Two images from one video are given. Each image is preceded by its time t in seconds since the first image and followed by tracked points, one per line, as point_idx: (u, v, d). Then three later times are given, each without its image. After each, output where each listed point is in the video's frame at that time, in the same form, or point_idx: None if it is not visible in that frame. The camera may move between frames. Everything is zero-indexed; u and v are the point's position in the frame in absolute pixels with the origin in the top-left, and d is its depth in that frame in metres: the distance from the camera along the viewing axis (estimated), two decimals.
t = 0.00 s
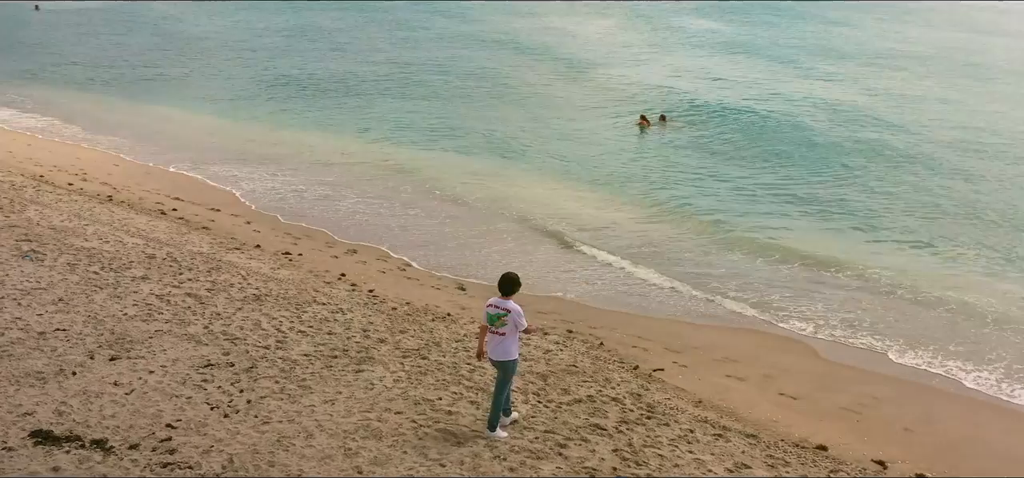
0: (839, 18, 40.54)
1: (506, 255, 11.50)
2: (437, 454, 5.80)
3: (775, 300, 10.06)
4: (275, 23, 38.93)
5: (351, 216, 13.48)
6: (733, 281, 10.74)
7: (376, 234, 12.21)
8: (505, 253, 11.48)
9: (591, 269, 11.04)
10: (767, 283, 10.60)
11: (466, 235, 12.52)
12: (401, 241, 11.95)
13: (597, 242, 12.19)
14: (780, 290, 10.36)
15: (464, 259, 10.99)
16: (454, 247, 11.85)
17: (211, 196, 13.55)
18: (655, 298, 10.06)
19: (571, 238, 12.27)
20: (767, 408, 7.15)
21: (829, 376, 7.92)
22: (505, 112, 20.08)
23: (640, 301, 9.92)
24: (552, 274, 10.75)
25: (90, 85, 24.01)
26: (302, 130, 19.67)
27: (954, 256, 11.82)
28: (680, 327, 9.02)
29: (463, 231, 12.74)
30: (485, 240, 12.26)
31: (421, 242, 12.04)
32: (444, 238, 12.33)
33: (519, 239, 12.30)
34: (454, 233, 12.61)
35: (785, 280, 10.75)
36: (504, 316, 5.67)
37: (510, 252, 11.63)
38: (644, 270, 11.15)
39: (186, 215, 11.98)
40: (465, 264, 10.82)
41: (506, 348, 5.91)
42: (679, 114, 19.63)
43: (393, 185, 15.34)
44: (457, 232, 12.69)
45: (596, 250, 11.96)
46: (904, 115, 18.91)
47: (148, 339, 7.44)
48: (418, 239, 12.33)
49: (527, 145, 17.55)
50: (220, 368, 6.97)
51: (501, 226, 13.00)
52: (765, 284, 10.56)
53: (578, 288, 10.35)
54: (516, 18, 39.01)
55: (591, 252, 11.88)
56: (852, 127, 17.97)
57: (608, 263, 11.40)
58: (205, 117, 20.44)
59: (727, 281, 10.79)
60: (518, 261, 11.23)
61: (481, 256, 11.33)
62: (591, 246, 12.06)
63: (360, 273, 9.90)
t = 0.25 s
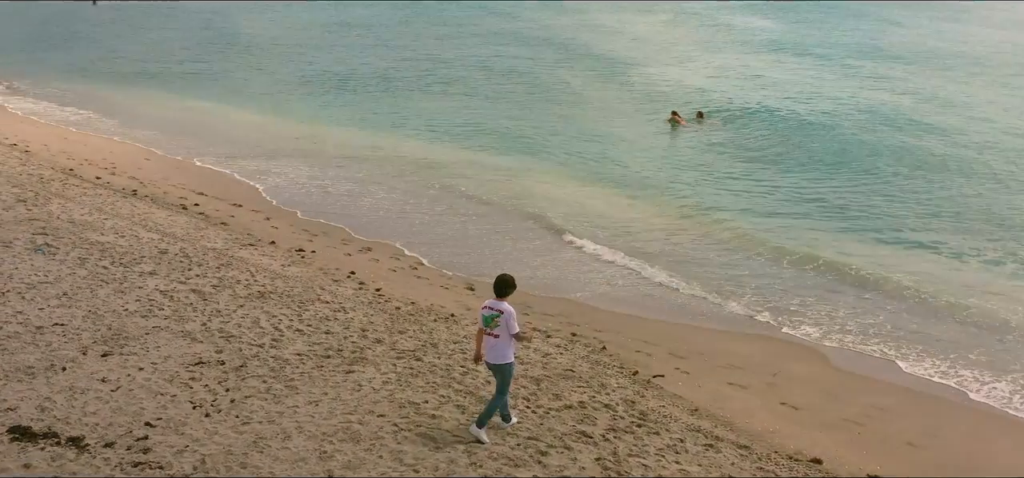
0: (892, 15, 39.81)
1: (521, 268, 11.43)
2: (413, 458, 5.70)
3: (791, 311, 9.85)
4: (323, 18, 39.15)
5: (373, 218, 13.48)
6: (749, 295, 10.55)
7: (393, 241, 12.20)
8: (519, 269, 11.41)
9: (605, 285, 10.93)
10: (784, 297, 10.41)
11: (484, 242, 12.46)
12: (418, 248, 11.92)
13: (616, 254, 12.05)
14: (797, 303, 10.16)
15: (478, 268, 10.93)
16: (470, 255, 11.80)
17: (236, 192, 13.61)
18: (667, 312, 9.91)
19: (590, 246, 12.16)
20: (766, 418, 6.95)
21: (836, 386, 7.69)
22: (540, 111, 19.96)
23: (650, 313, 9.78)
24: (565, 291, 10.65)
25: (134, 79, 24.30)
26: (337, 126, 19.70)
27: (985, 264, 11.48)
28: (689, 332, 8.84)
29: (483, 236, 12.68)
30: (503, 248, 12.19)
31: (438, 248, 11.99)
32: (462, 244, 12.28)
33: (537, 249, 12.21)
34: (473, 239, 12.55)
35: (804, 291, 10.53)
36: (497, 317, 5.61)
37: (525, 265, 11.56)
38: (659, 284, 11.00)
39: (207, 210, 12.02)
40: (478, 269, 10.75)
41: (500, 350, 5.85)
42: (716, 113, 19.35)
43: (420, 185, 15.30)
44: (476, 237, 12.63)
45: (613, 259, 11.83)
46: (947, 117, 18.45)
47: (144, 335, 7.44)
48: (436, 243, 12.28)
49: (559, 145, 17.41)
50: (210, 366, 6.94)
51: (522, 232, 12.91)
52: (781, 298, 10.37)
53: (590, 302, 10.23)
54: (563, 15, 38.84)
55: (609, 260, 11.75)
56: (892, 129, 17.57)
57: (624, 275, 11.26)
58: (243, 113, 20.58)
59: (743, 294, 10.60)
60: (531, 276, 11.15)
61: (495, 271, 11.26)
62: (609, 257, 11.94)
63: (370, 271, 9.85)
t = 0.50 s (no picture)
0: (958, 11, 38.80)
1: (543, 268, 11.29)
2: (384, 464, 5.61)
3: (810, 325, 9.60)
4: (379, 14, 39.31)
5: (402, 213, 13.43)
6: (771, 303, 10.30)
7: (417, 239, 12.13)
8: (541, 268, 11.27)
9: (627, 286, 10.75)
10: (806, 308, 10.13)
11: (510, 241, 12.34)
12: (440, 247, 11.84)
13: (641, 256, 11.86)
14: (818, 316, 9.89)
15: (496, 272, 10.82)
16: (493, 254, 11.69)
17: (266, 187, 13.66)
18: (684, 316, 9.71)
19: (615, 252, 11.98)
20: (764, 429, 6.73)
21: (844, 397, 7.44)
22: (582, 110, 19.77)
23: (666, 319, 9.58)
24: (584, 292, 10.49)
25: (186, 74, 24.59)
26: (379, 123, 19.73)
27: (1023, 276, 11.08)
28: (700, 338, 8.64)
29: (509, 235, 12.56)
30: (528, 248, 12.06)
31: (462, 246, 11.90)
32: (486, 243, 12.18)
33: (562, 249, 12.06)
34: (498, 238, 12.44)
35: (827, 304, 10.25)
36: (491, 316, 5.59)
37: (548, 264, 11.41)
38: (682, 286, 10.78)
39: (233, 204, 12.07)
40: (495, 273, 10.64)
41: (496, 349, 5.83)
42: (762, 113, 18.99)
43: (453, 183, 15.23)
44: (502, 237, 12.51)
45: (638, 261, 11.63)
46: (1000, 121, 17.90)
47: (141, 331, 7.45)
48: (460, 240, 12.19)
49: (597, 145, 17.22)
50: (201, 363, 6.91)
51: (549, 232, 12.77)
52: (804, 309, 10.10)
53: (607, 304, 10.07)
54: (619, 13, 38.52)
55: (633, 264, 11.56)
56: (941, 132, 17.09)
57: (647, 277, 11.07)
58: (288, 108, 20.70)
59: (766, 302, 10.35)
60: (552, 276, 11.01)
61: (515, 271, 11.14)
62: (634, 259, 11.74)
63: (383, 268, 9.78)
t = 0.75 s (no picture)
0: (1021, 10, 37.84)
1: (563, 267, 11.17)
2: (360, 466, 5.55)
3: (829, 333, 9.37)
4: (431, 11, 39.40)
5: (429, 209, 13.38)
6: (793, 308, 10.08)
7: (440, 235, 12.08)
8: (562, 267, 11.15)
9: (647, 287, 10.58)
10: (827, 315, 9.90)
11: (534, 239, 12.23)
12: (463, 243, 11.77)
13: (666, 259, 11.69)
14: (840, 324, 9.66)
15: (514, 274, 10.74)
16: (514, 252, 11.59)
17: (295, 184, 13.71)
18: (700, 318, 9.52)
19: (639, 254, 11.83)
20: (760, 439, 6.56)
21: (850, 407, 7.24)
22: (623, 109, 19.60)
23: (682, 319, 9.41)
24: (602, 290, 10.35)
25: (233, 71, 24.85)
26: (418, 121, 19.74)
27: None
28: (711, 343, 8.46)
29: (534, 235, 12.45)
30: (551, 247, 11.94)
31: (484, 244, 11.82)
32: (509, 241, 12.08)
33: (586, 249, 11.92)
34: (522, 236, 12.34)
35: (850, 312, 10.01)
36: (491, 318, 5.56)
37: (569, 263, 11.28)
38: (703, 288, 10.59)
39: (258, 200, 12.14)
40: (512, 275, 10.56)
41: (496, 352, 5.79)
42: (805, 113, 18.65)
43: (485, 182, 15.18)
44: (526, 236, 12.41)
45: (661, 264, 11.47)
46: None
47: (142, 326, 7.48)
48: (484, 238, 12.11)
49: (634, 145, 17.06)
50: (195, 359, 6.92)
51: (574, 232, 12.65)
52: (825, 316, 9.87)
53: (624, 303, 9.92)
54: (671, 11, 38.18)
55: (656, 265, 11.39)
56: (988, 135, 16.64)
57: (668, 279, 10.90)
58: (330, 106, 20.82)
59: (787, 307, 10.13)
60: (572, 274, 10.88)
61: (536, 269, 11.03)
62: (658, 261, 11.58)
63: (397, 266, 9.75)
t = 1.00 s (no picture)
0: None
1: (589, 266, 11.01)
2: (331, 468, 5.50)
3: (851, 341, 9.09)
4: (493, 10, 39.41)
5: (462, 207, 13.32)
6: (818, 314, 9.80)
7: (469, 232, 12.01)
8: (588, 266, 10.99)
9: (672, 287, 10.38)
10: (854, 323, 9.61)
11: (563, 239, 12.09)
12: (489, 241, 11.69)
13: (695, 261, 11.46)
14: (864, 332, 9.36)
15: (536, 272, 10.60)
16: (541, 252, 11.47)
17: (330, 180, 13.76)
18: (719, 321, 9.30)
19: (668, 256, 11.62)
20: (753, 451, 6.38)
21: (856, 421, 7.00)
22: (671, 110, 19.37)
23: (699, 324, 9.20)
24: (624, 290, 10.17)
25: (289, 69, 25.10)
26: (465, 120, 19.72)
27: None
28: (723, 351, 8.26)
29: (564, 234, 12.32)
30: (579, 248, 11.79)
31: (511, 243, 11.71)
32: (537, 240, 11.96)
33: (615, 251, 11.75)
34: (551, 236, 12.21)
35: (877, 320, 9.71)
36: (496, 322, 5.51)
37: (595, 263, 11.12)
38: (728, 291, 10.35)
39: (288, 195, 12.19)
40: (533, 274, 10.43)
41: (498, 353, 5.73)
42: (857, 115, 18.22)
43: (523, 181, 15.09)
44: (556, 235, 12.28)
45: (689, 266, 11.26)
46: None
47: (145, 320, 7.53)
48: (512, 237, 12.01)
49: (677, 148, 16.83)
50: (190, 354, 6.94)
51: (605, 233, 12.48)
52: (851, 324, 9.57)
53: (643, 305, 9.73)
54: (736, 10, 37.73)
55: (684, 267, 11.19)
56: None
57: (694, 281, 10.68)
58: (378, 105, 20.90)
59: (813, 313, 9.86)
60: (597, 273, 10.71)
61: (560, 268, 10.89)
62: (686, 263, 11.36)
63: (414, 265, 9.70)
